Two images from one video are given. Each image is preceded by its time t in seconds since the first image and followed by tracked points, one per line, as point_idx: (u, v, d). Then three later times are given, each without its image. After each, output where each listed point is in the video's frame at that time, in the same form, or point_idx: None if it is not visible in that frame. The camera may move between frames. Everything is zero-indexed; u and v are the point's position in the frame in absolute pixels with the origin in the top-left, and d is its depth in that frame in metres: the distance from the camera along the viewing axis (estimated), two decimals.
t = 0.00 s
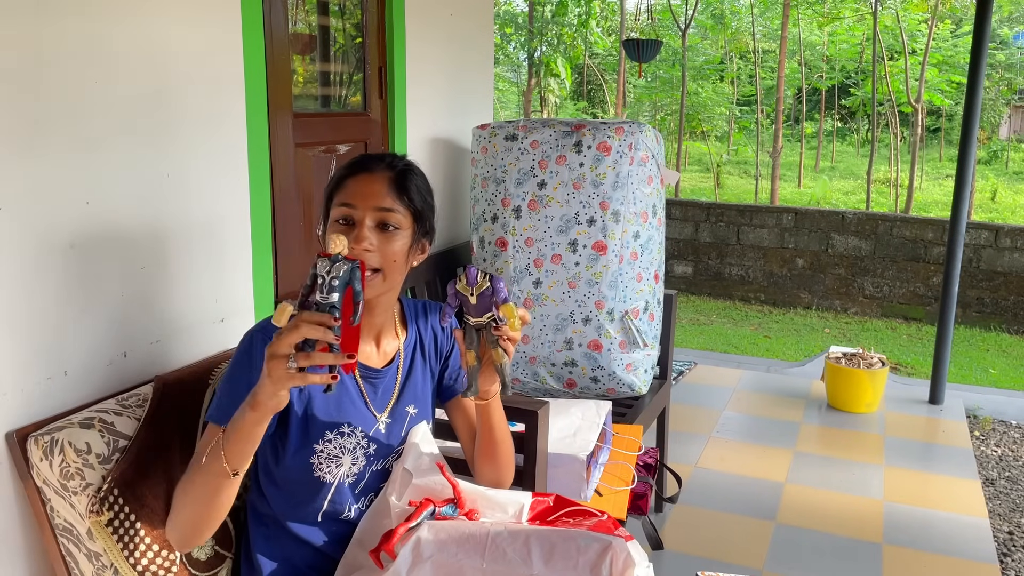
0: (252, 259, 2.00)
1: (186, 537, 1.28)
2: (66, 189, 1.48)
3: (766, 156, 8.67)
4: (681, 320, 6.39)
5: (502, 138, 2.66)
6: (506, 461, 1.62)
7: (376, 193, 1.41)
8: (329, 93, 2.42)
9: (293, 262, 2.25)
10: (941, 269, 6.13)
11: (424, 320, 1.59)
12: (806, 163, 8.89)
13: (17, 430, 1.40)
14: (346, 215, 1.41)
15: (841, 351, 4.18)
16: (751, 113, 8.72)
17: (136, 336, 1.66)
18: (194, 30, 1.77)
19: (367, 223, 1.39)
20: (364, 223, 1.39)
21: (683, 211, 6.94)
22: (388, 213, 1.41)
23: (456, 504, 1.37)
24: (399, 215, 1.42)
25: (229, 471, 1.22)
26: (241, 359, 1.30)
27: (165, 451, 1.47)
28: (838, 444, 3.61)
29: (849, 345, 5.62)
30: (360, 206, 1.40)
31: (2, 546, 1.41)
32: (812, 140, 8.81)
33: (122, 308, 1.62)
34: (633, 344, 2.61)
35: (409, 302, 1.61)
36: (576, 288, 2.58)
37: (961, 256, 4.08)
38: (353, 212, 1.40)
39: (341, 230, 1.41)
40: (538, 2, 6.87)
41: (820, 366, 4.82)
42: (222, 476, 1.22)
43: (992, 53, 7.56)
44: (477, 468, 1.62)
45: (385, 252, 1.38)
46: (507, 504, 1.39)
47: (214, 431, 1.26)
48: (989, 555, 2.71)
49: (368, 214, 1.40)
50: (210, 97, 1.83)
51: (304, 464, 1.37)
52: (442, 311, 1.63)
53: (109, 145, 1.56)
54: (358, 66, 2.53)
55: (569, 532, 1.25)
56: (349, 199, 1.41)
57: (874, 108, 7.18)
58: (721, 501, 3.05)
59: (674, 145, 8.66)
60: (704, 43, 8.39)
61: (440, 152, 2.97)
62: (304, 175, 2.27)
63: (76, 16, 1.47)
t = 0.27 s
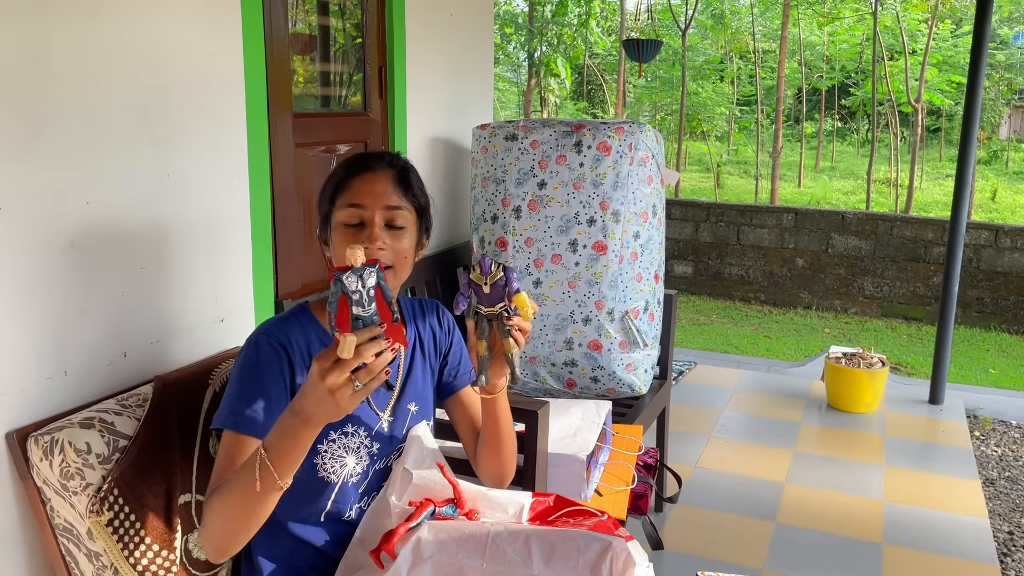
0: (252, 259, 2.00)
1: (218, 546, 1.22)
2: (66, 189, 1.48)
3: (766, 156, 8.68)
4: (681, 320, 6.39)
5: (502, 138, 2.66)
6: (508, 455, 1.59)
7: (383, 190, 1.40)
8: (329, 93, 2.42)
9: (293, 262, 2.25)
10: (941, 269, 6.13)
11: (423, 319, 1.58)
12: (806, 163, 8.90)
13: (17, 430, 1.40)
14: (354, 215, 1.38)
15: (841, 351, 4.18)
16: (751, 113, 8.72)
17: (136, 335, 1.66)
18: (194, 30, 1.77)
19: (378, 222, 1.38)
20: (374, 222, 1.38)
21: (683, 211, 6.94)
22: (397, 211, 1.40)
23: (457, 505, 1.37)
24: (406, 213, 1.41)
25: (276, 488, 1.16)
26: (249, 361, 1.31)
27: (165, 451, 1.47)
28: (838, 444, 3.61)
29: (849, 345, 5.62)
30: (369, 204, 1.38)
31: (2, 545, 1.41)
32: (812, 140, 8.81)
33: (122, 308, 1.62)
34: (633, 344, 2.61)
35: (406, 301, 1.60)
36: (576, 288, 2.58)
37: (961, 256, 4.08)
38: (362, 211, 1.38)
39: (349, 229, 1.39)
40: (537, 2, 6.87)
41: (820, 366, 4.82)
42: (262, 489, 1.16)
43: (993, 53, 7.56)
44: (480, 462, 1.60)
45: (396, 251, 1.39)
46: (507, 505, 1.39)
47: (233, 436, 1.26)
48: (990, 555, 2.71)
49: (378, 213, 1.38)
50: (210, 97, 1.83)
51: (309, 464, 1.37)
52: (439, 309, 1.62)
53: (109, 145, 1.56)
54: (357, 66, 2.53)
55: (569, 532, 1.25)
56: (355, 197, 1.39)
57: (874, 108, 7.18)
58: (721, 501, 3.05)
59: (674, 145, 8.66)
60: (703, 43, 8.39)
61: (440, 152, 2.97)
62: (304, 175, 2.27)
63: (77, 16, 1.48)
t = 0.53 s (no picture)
0: (252, 258, 2.00)
1: (245, 548, 1.21)
2: (66, 190, 1.48)
3: (766, 156, 8.68)
4: (681, 320, 6.39)
5: (502, 138, 2.66)
6: (513, 451, 1.59)
7: (386, 190, 1.38)
8: (329, 93, 2.42)
9: (293, 262, 2.25)
10: (941, 269, 6.12)
11: (425, 319, 1.58)
12: (806, 163, 8.90)
13: (17, 430, 1.40)
14: (362, 221, 1.37)
15: (841, 351, 4.18)
16: (751, 113, 8.72)
17: (136, 336, 1.66)
18: (194, 30, 1.77)
19: (388, 222, 1.38)
20: (385, 223, 1.37)
21: (683, 211, 6.94)
22: (402, 208, 1.40)
23: (457, 505, 1.37)
24: (410, 207, 1.42)
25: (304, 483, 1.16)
26: (259, 362, 1.31)
27: (164, 450, 1.46)
28: (838, 444, 3.61)
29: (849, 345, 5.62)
30: (376, 207, 1.37)
31: (2, 545, 1.41)
32: (812, 140, 8.82)
33: (122, 308, 1.61)
34: (633, 344, 2.60)
35: (408, 302, 1.60)
36: (576, 288, 2.58)
37: (961, 256, 4.08)
38: (369, 215, 1.36)
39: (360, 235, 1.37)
40: (537, 2, 6.86)
41: (820, 366, 4.82)
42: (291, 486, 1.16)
43: (993, 53, 7.56)
44: (485, 457, 1.60)
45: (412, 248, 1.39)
46: (507, 505, 1.39)
47: (250, 439, 1.26)
48: (990, 555, 2.71)
49: (386, 214, 1.38)
50: (210, 97, 1.83)
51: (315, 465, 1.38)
52: (441, 310, 1.62)
53: (109, 146, 1.56)
54: (357, 66, 2.53)
55: (570, 533, 1.25)
56: (359, 202, 1.36)
57: (874, 108, 7.18)
58: (721, 501, 3.05)
59: (674, 145, 8.66)
60: (704, 43, 8.38)
61: (440, 152, 2.97)
62: (304, 175, 2.27)
63: (77, 16, 1.47)
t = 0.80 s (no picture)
0: (252, 258, 2.00)
1: (254, 548, 1.22)
2: (66, 190, 1.48)
3: (766, 156, 8.68)
4: (681, 320, 6.39)
5: (502, 138, 2.66)
6: (514, 452, 1.58)
7: (396, 202, 1.36)
8: (329, 93, 2.42)
9: (293, 262, 2.25)
10: (941, 269, 6.12)
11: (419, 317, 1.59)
12: (806, 164, 8.90)
13: (17, 430, 1.40)
14: (368, 228, 1.35)
15: (841, 351, 4.18)
16: (751, 113, 8.72)
17: (136, 335, 1.66)
18: (194, 30, 1.77)
19: (393, 235, 1.36)
20: (391, 235, 1.36)
21: (683, 211, 6.94)
22: (408, 222, 1.39)
23: (456, 505, 1.38)
24: (415, 221, 1.41)
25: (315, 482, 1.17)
26: (251, 362, 1.31)
27: (164, 451, 1.46)
28: (838, 444, 3.61)
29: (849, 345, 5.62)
30: (384, 216, 1.35)
31: (2, 545, 1.41)
32: (812, 140, 8.82)
33: (121, 308, 1.62)
34: (633, 344, 2.60)
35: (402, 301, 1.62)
36: (576, 288, 2.58)
37: (961, 256, 4.08)
38: (376, 224, 1.34)
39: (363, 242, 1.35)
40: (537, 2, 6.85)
41: (820, 366, 4.82)
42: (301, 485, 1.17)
43: (992, 53, 7.55)
44: (484, 456, 1.59)
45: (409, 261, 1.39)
46: (507, 506, 1.39)
47: (251, 439, 1.27)
48: (990, 555, 2.71)
49: (392, 226, 1.36)
50: (210, 97, 1.83)
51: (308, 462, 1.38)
52: (434, 308, 1.64)
53: (109, 146, 1.56)
54: (358, 66, 2.53)
55: (569, 533, 1.25)
56: (368, 209, 1.34)
57: (874, 108, 7.17)
58: (721, 501, 3.05)
59: (674, 145, 8.66)
60: (704, 43, 8.38)
61: (440, 152, 2.97)
62: (304, 175, 2.27)
63: (77, 17, 1.48)
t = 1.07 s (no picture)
0: (252, 258, 2.00)
1: (261, 555, 1.21)
2: (66, 189, 1.48)
3: (766, 156, 8.69)
4: (681, 320, 6.39)
5: (502, 138, 2.66)
6: (512, 459, 1.59)
7: (386, 200, 1.35)
8: (329, 93, 2.43)
9: (293, 261, 2.25)
10: (941, 269, 6.12)
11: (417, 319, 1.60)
12: (806, 163, 8.91)
13: (17, 430, 1.40)
14: (359, 227, 1.33)
15: (841, 351, 4.18)
16: (751, 113, 8.72)
17: (136, 335, 1.66)
18: (194, 30, 1.77)
19: (385, 233, 1.34)
20: (383, 233, 1.34)
21: (683, 211, 6.94)
22: (400, 220, 1.37)
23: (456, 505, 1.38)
24: (408, 218, 1.39)
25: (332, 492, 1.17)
26: (247, 367, 1.31)
27: (164, 451, 1.46)
28: (838, 444, 3.61)
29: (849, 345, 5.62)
30: (375, 214, 1.34)
31: (2, 545, 1.42)
32: (812, 140, 8.82)
33: (121, 308, 1.62)
34: (633, 344, 2.60)
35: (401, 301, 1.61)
36: (576, 288, 2.58)
37: (961, 256, 4.07)
38: (367, 221, 1.33)
39: (354, 240, 1.33)
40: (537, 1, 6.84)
41: (820, 366, 4.82)
42: (320, 494, 1.16)
43: (992, 53, 7.55)
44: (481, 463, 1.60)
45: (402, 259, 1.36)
46: (507, 506, 1.39)
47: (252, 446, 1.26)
48: (990, 556, 2.71)
49: (384, 223, 1.34)
50: (210, 97, 1.83)
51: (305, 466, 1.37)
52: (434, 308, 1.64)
53: (109, 146, 1.56)
54: (358, 66, 2.53)
55: (569, 533, 1.25)
56: (359, 208, 1.34)
57: (874, 108, 7.17)
58: (721, 501, 3.05)
59: (674, 145, 8.66)
60: (704, 43, 8.38)
61: (440, 152, 2.96)
62: (304, 175, 2.28)
63: (77, 16, 1.48)
